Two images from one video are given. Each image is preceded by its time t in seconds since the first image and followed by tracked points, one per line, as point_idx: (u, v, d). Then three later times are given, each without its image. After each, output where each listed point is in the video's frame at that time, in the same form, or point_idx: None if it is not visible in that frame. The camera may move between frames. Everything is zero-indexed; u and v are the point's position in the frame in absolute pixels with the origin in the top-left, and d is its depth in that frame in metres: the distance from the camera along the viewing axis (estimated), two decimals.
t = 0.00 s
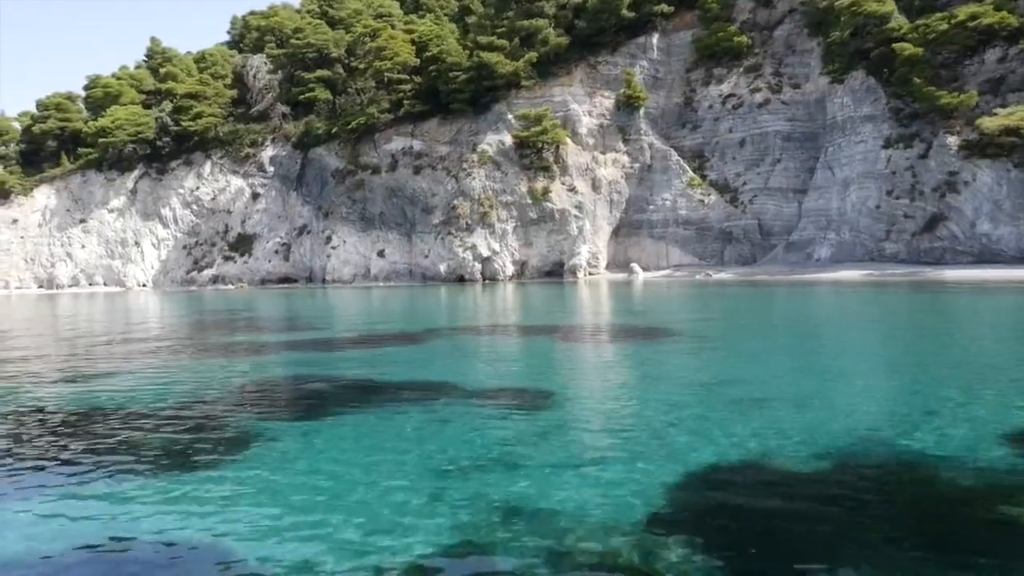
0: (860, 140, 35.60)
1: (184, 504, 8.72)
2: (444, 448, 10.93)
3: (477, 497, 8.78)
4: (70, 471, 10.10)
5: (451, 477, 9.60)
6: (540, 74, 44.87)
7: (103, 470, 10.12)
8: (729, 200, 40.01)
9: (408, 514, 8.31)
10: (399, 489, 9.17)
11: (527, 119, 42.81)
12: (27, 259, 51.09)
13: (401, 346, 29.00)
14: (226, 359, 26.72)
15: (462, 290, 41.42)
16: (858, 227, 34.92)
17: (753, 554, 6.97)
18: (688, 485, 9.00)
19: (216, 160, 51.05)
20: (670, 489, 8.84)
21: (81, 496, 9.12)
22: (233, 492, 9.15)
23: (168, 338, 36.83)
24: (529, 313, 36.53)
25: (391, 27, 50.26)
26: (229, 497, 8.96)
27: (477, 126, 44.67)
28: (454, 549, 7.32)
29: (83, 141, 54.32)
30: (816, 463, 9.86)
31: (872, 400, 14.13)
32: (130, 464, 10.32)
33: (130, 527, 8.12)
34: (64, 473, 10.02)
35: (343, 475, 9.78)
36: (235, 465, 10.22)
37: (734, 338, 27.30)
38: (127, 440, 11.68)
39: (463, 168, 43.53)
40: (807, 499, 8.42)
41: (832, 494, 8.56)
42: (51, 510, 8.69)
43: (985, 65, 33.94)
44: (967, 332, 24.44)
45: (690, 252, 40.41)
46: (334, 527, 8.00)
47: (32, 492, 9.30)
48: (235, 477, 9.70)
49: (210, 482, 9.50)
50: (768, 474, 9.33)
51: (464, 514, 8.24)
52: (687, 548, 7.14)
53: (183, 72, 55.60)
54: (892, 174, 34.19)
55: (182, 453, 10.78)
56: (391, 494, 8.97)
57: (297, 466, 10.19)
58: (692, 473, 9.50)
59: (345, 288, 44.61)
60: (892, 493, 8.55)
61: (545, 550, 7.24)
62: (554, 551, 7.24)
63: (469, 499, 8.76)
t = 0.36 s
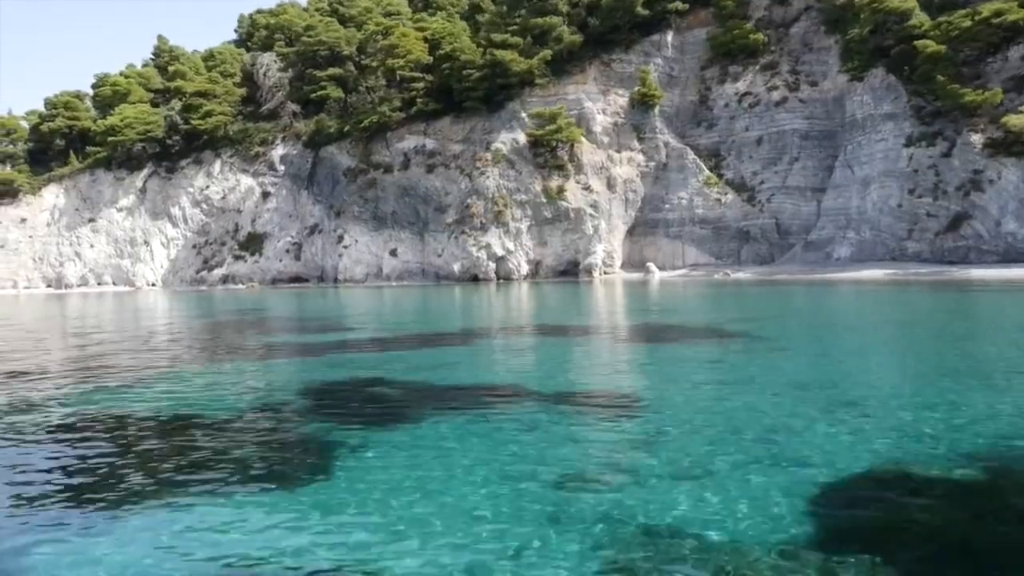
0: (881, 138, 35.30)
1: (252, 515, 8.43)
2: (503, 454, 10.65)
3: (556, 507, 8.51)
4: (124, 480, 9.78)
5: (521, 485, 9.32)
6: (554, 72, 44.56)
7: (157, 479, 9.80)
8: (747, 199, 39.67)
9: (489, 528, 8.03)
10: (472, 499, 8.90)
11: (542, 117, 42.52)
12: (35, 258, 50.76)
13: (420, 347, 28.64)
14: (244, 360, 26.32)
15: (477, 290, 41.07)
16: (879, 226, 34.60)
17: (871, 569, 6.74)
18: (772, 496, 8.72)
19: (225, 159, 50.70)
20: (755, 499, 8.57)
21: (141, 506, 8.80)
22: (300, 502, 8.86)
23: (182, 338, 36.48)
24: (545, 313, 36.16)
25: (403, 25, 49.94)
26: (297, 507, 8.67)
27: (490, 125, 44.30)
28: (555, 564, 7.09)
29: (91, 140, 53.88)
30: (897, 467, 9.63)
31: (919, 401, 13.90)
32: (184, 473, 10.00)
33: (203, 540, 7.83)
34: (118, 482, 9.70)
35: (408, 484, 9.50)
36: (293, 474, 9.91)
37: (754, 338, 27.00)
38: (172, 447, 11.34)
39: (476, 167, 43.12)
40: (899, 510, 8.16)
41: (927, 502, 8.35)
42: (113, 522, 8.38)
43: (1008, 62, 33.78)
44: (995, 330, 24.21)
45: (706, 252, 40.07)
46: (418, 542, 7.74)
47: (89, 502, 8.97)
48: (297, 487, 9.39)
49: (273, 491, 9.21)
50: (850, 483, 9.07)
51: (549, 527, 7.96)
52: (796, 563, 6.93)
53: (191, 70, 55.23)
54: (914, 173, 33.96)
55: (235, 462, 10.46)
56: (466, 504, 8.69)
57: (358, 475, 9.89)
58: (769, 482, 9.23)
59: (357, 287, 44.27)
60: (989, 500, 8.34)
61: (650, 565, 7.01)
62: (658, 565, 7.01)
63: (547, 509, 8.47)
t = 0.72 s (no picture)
0: (902, 137, 35.05)
1: (327, 524, 8.13)
2: (566, 455, 10.34)
3: (641, 514, 8.23)
4: (180, 484, 9.46)
5: (596, 490, 9.03)
6: (568, 71, 44.23)
7: (214, 483, 9.49)
8: (764, 198, 39.29)
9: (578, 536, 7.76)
10: (550, 505, 8.62)
11: (557, 115, 42.24)
12: (44, 257, 50.53)
13: (440, 348, 28.33)
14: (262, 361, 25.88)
15: (491, 290, 40.69)
16: (901, 225, 34.30)
17: None
18: (861, 502, 8.46)
19: (235, 157, 50.32)
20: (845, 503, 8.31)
21: (206, 512, 8.50)
22: (371, 508, 8.57)
23: (194, 338, 36.19)
24: (562, 313, 35.81)
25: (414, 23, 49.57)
26: (370, 514, 8.39)
27: (504, 123, 43.96)
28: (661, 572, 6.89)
29: (99, 139, 53.48)
30: (980, 470, 9.43)
31: (968, 398, 13.68)
32: (240, 477, 9.69)
33: (286, 546, 7.59)
34: (173, 487, 9.37)
35: (476, 488, 9.23)
36: (354, 478, 9.61)
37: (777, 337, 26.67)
38: (219, 450, 11.02)
39: (490, 166, 42.75)
40: (999, 519, 7.92)
41: None
42: (181, 528, 8.08)
43: None
44: None
45: (723, 251, 39.71)
46: (508, 553, 7.46)
47: (150, 508, 8.67)
48: (363, 492, 9.09)
49: (340, 497, 8.91)
50: (937, 487, 8.83)
51: (641, 536, 7.68)
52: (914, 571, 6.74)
53: (200, 68, 54.84)
54: (937, 171, 33.73)
55: (291, 465, 10.14)
56: (546, 509, 8.41)
57: (422, 478, 9.59)
58: (853, 485, 8.96)
59: (369, 287, 43.92)
60: None
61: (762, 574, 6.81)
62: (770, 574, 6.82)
63: (631, 516, 8.21)
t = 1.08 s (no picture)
0: (923, 135, 34.77)
1: (405, 534, 7.79)
2: (632, 463, 10.00)
3: (732, 526, 7.89)
4: (239, 494, 9.12)
5: (675, 499, 8.69)
6: (582, 68, 43.90)
7: (275, 493, 9.16)
8: (782, 196, 38.97)
9: (672, 551, 7.41)
10: (633, 515, 8.28)
11: (572, 113, 41.90)
12: (54, 257, 50.20)
13: (460, 349, 27.99)
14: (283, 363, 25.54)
15: (506, 289, 40.35)
16: (923, 224, 34.02)
17: None
18: (960, 511, 8.14)
19: (246, 156, 50.00)
20: (940, 510, 8.07)
21: (274, 524, 8.16)
22: (446, 519, 8.23)
23: (208, 338, 35.89)
24: (578, 313, 35.47)
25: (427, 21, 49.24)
26: (449, 523, 8.09)
27: (518, 122, 43.62)
28: None
29: (108, 137, 53.11)
30: None
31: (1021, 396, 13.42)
32: (300, 487, 9.35)
33: (375, 555, 7.37)
34: (233, 498, 9.03)
35: (551, 493, 9.00)
36: (420, 487, 9.26)
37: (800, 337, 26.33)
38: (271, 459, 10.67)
39: (505, 165, 42.43)
40: None
41: None
42: (252, 543, 7.74)
43: None
44: None
45: (740, 250, 39.41)
46: (603, 560, 7.25)
47: (215, 519, 8.33)
48: (433, 502, 8.75)
49: (410, 507, 8.57)
50: None
51: (738, 549, 7.35)
52: None
53: (209, 67, 54.49)
54: (960, 169, 33.52)
55: (351, 475, 9.81)
56: (631, 517, 8.16)
57: (489, 487, 9.26)
58: (943, 493, 8.64)
59: (382, 287, 43.60)
60: None
61: None
62: None
63: (722, 525, 7.92)
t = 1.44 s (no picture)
0: (945, 133, 34.51)
1: (487, 554, 7.46)
2: (704, 475, 9.66)
3: (823, 545, 7.57)
4: (301, 511, 8.79)
5: (757, 518, 8.35)
6: (596, 66, 43.57)
7: (337, 509, 8.82)
8: (800, 195, 38.64)
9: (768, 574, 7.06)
10: (716, 533, 7.95)
11: (587, 112, 41.56)
12: (62, 256, 49.82)
13: (481, 349, 27.67)
14: (304, 364, 25.20)
15: (521, 289, 39.99)
16: (945, 223, 33.75)
17: None
18: None
19: (256, 155, 49.68)
20: None
21: (345, 544, 7.82)
22: (522, 537, 7.89)
23: (219, 337, 35.63)
24: (595, 313, 35.10)
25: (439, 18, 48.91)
26: (531, 537, 7.86)
27: (532, 120, 43.29)
28: None
29: (116, 135, 52.72)
30: None
31: None
32: (363, 503, 9.01)
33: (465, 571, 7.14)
34: (296, 515, 8.70)
35: (627, 503, 8.77)
36: (487, 501, 8.92)
37: (824, 335, 26.03)
38: (324, 475, 10.31)
39: (519, 163, 42.11)
40: None
41: None
42: (331, 559, 7.50)
43: None
44: None
45: (758, 250, 39.06)
46: None
47: (284, 540, 7.99)
48: (506, 518, 8.39)
49: (483, 524, 8.23)
50: None
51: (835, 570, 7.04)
52: None
53: (217, 65, 54.14)
54: (983, 168, 33.31)
55: (412, 489, 9.47)
56: (717, 532, 7.94)
57: (559, 501, 8.92)
58: None
59: (395, 286, 43.29)
60: None
61: None
62: None
63: (813, 540, 7.70)
